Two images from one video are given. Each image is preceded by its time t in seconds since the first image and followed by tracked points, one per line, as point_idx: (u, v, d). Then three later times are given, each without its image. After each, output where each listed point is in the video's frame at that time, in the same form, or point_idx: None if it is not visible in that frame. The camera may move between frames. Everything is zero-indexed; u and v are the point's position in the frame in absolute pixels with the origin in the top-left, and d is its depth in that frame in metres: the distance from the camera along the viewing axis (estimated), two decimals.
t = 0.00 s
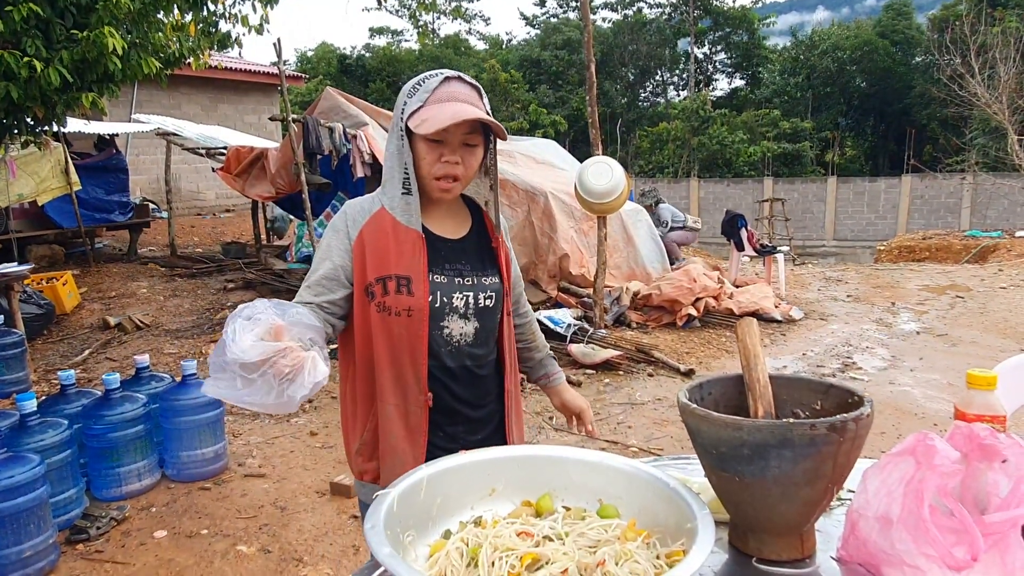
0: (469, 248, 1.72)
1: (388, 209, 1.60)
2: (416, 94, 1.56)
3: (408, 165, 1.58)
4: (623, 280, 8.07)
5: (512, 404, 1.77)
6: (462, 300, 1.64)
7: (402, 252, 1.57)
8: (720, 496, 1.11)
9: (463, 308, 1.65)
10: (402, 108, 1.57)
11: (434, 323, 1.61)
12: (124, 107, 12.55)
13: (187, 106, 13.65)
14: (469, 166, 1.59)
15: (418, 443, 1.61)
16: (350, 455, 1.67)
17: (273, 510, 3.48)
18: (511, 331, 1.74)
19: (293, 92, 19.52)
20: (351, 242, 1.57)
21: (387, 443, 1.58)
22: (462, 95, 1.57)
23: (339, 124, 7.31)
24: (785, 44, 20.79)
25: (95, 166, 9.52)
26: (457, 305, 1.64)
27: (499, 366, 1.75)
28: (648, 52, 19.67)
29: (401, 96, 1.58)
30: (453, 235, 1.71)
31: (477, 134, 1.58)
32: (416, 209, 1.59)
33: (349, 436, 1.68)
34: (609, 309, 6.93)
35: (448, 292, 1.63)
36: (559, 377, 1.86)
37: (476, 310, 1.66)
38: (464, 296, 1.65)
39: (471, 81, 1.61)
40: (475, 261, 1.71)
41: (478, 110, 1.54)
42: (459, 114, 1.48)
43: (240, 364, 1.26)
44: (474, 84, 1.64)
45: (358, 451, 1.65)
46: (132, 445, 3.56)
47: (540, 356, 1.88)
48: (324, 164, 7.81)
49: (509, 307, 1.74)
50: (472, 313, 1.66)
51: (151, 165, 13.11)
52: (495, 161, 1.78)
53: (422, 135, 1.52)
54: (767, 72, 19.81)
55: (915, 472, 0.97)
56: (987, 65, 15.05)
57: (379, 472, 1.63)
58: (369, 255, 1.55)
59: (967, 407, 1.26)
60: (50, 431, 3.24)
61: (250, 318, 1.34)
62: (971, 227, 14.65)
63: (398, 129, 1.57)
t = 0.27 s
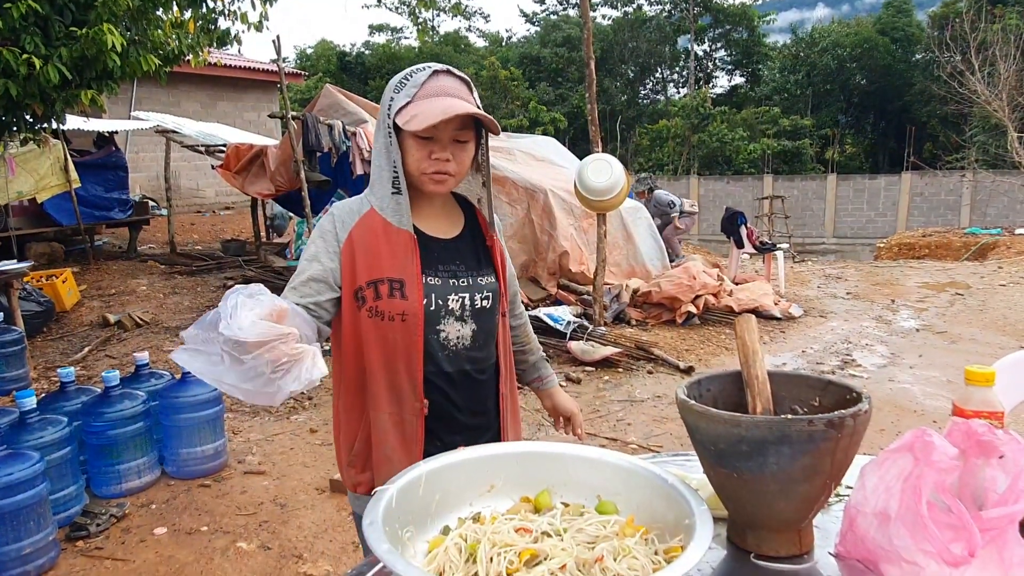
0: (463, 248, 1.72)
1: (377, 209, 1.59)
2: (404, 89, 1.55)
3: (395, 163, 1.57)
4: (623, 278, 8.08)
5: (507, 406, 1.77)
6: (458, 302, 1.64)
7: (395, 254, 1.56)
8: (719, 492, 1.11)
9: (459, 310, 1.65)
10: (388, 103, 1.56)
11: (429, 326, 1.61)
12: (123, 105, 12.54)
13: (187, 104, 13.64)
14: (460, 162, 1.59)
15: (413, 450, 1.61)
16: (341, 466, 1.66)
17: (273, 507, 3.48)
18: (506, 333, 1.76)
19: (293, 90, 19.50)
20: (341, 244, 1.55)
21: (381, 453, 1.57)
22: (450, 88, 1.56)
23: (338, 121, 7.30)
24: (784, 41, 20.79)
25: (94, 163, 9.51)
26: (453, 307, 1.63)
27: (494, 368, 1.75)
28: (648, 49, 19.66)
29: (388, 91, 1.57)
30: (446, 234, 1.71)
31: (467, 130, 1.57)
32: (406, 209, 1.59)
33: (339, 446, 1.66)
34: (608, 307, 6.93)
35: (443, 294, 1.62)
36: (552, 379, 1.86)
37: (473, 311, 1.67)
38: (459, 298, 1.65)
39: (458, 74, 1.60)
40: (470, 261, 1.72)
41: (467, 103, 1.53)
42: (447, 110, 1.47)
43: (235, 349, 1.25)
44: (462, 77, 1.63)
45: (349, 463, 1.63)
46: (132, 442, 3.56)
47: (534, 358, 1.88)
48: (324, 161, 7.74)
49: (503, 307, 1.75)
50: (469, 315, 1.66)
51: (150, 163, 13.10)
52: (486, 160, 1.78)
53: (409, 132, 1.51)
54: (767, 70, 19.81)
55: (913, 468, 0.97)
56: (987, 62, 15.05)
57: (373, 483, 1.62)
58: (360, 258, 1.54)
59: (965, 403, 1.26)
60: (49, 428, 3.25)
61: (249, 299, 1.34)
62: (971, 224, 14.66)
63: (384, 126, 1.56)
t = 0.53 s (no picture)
0: (455, 245, 1.73)
1: (367, 207, 1.58)
2: (386, 81, 1.54)
3: (380, 157, 1.56)
4: (622, 275, 8.08)
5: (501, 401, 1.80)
6: (455, 302, 1.65)
7: (389, 254, 1.56)
8: (718, 488, 1.11)
9: (457, 309, 1.65)
10: (370, 96, 1.55)
11: (426, 327, 1.61)
12: (122, 102, 12.53)
13: (186, 101, 13.63)
14: (447, 156, 1.58)
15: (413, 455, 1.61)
16: (337, 479, 1.63)
17: (273, 503, 3.49)
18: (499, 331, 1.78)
19: (292, 87, 19.48)
20: (330, 245, 1.52)
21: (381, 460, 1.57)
22: (433, 78, 1.56)
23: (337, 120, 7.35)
24: (784, 38, 20.76)
25: (93, 160, 9.50)
26: (451, 307, 1.64)
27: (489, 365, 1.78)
28: (648, 46, 19.64)
29: (370, 84, 1.56)
30: (437, 231, 1.71)
31: (452, 122, 1.56)
32: (396, 206, 1.58)
33: (333, 457, 1.65)
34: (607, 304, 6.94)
35: (440, 294, 1.63)
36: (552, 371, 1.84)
37: (471, 310, 1.68)
38: (456, 297, 1.65)
39: (440, 63, 1.60)
40: (465, 259, 1.73)
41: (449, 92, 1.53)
42: (429, 100, 1.46)
43: (238, 337, 1.19)
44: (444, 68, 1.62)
45: (346, 474, 1.61)
46: (132, 439, 3.57)
47: (532, 351, 1.88)
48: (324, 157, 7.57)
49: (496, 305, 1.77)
50: (467, 314, 1.67)
51: (149, 160, 13.09)
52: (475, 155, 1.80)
53: (392, 125, 1.51)
54: (767, 66, 19.78)
55: (910, 464, 0.97)
56: (987, 59, 15.02)
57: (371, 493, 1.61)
58: (352, 259, 1.52)
59: (962, 399, 1.27)
60: (49, 425, 3.25)
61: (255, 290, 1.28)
62: (971, 221, 14.66)
63: (367, 120, 1.55)
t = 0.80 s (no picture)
0: (450, 241, 1.75)
1: (362, 206, 1.57)
2: (380, 73, 1.53)
3: (375, 151, 1.55)
4: (621, 271, 8.09)
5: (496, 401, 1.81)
6: (455, 300, 1.66)
7: (389, 253, 1.56)
8: (719, 483, 1.11)
9: (456, 308, 1.67)
10: (364, 88, 1.54)
11: (427, 328, 1.62)
12: (122, 98, 12.51)
13: (185, 97, 13.61)
14: (444, 150, 1.59)
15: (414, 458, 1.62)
16: (335, 486, 1.62)
17: (273, 499, 3.50)
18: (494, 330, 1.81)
19: (292, 83, 19.46)
20: (327, 245, 1.51)
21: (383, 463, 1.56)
22: (429, 71, 1.56)
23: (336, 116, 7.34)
24: (784, 34, 20.74)
25: (93, 157, 9.50)
26: (450, 306, 1.65)
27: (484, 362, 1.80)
28: (648, 43, 19.62)
29: (363, 75, 1.55)
30: (431, 228, 1.72)
31: (448, 116, 1.56)
32: (392, 203, 1.58)
33: (331, 465, 1.63)
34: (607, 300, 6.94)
35: (439, 293, 1.63)
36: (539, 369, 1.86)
37: (470, 308, 1.69)
38: (456, 296, 1.66)
39: (434, 55, 1.60)
40: (462, 257, 1.75)
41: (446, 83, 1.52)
42: (430, 94, 1.46)
43: (276, 339, 1.14)
44: (438, 59, 1.62)
45: (344, 481, 1.60)
46: (132, 435, 3.57)
47: (518, 348, 1.88)
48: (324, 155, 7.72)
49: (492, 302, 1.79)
50: (466, 312, 1.69)
51: (149, 157, 13.09)
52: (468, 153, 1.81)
53: (388, 118, 1.50)
54: (767, 63, 19.77)
55: (909, 458, 0.97)
56: (987, 55, 15.00)
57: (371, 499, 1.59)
58: (350, 259, 1.52)
59: (961, 394, 1.27)
60: (50, 421, 3.26)
61: (294, 288, 1.23)
62: (970, 218, 14.66)
63: (360, 114, 1.54)
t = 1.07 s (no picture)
0: (444, 239, 1.75)
1: (358, 203, 1.56)
2: (379, 67, 1.52)
3: (374, 145, 1.54)
4: (619, 267, 8.09)
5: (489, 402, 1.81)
6: (451, 300, 1.67)
7: (387, 251, 1.55)
8: (716, 480, 1.11)
9: (453, 307, 1.67)
10: (361, 81, 1.52)
11: (425, 327, 1.62)
12: (119, 94, 12.48)
13: (183, 93, 13.58)
14: (443, 145, 1.59)
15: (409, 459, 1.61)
16: (329, 491, 1.60)
17: (271, 495, 3.50)
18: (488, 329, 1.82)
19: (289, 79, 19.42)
20: (325, 243, 1.49)
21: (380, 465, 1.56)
22: (430, 65, 1.55)
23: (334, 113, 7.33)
24: (783, 30, 20.71)
25: (90, 154, 9.47)
26: (447, 306, 1.65)
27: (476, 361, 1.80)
28: (646, 39, 19.59)
29: (360, 69, 1.53)
30: (426, 226, 1.72)
31: (448, 112, 1.56)
32: (390, 200, 1.56)
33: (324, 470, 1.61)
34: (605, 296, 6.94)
35: (436, 293, 1.63)
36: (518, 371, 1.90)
37: (466, 307, 1.71)
38: (452, 294, 1.67)
39: (433, 48, 1.60)
40: (457, 255, 1.75)
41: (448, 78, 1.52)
42: (433, 89, 1.46)
43: (332, 357, 1.13)
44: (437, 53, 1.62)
45: (339, 485, 1.58)
46: (130, 432, 3.57)
47: (501, 348, 1.88)
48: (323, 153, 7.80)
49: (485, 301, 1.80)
50: (462, 310, 1.70)
51: (147, 153, 13.06)
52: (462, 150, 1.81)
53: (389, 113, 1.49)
54: (766, 59, 19.75)
55: (906, 452, 0.97)
56: (986, 51, 14.98)
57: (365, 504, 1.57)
58: (349, 258, 1.51)
59: (958, 388, 1.27)
60: (48, 417, 3.26)
61: (348, 301, 1.21)
62: (968, 214, 14.67)
63: (357, 108, 1.52)
